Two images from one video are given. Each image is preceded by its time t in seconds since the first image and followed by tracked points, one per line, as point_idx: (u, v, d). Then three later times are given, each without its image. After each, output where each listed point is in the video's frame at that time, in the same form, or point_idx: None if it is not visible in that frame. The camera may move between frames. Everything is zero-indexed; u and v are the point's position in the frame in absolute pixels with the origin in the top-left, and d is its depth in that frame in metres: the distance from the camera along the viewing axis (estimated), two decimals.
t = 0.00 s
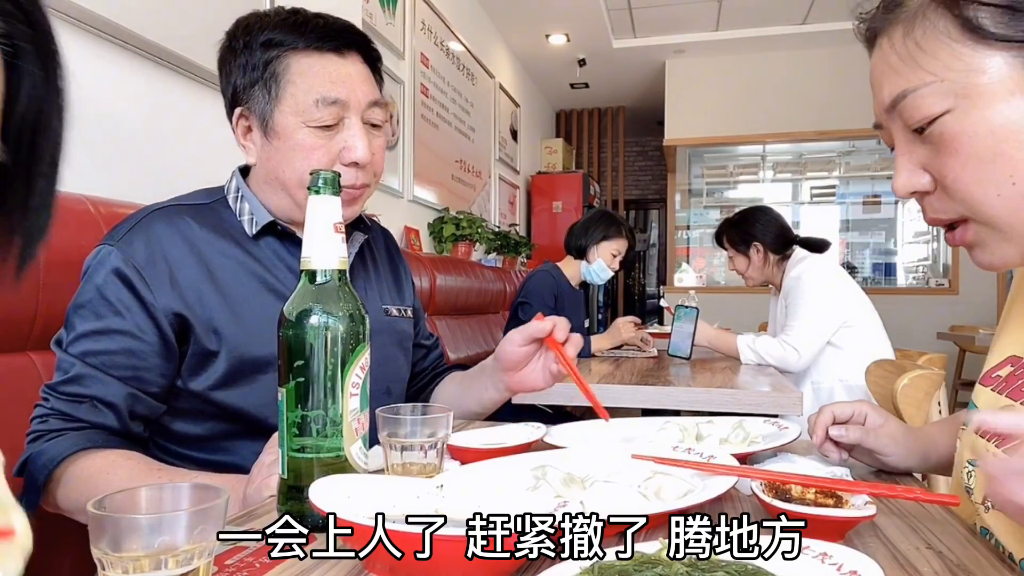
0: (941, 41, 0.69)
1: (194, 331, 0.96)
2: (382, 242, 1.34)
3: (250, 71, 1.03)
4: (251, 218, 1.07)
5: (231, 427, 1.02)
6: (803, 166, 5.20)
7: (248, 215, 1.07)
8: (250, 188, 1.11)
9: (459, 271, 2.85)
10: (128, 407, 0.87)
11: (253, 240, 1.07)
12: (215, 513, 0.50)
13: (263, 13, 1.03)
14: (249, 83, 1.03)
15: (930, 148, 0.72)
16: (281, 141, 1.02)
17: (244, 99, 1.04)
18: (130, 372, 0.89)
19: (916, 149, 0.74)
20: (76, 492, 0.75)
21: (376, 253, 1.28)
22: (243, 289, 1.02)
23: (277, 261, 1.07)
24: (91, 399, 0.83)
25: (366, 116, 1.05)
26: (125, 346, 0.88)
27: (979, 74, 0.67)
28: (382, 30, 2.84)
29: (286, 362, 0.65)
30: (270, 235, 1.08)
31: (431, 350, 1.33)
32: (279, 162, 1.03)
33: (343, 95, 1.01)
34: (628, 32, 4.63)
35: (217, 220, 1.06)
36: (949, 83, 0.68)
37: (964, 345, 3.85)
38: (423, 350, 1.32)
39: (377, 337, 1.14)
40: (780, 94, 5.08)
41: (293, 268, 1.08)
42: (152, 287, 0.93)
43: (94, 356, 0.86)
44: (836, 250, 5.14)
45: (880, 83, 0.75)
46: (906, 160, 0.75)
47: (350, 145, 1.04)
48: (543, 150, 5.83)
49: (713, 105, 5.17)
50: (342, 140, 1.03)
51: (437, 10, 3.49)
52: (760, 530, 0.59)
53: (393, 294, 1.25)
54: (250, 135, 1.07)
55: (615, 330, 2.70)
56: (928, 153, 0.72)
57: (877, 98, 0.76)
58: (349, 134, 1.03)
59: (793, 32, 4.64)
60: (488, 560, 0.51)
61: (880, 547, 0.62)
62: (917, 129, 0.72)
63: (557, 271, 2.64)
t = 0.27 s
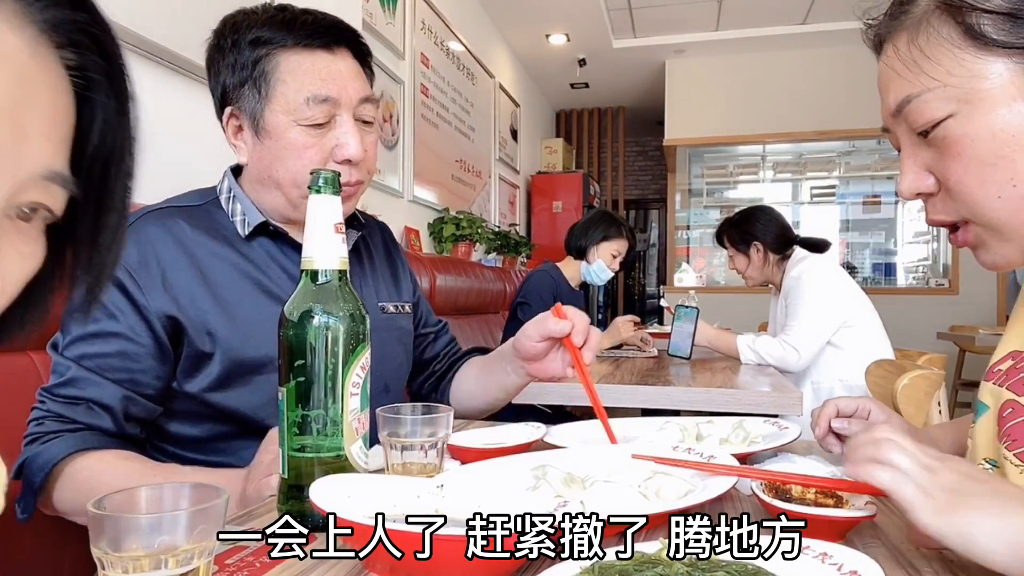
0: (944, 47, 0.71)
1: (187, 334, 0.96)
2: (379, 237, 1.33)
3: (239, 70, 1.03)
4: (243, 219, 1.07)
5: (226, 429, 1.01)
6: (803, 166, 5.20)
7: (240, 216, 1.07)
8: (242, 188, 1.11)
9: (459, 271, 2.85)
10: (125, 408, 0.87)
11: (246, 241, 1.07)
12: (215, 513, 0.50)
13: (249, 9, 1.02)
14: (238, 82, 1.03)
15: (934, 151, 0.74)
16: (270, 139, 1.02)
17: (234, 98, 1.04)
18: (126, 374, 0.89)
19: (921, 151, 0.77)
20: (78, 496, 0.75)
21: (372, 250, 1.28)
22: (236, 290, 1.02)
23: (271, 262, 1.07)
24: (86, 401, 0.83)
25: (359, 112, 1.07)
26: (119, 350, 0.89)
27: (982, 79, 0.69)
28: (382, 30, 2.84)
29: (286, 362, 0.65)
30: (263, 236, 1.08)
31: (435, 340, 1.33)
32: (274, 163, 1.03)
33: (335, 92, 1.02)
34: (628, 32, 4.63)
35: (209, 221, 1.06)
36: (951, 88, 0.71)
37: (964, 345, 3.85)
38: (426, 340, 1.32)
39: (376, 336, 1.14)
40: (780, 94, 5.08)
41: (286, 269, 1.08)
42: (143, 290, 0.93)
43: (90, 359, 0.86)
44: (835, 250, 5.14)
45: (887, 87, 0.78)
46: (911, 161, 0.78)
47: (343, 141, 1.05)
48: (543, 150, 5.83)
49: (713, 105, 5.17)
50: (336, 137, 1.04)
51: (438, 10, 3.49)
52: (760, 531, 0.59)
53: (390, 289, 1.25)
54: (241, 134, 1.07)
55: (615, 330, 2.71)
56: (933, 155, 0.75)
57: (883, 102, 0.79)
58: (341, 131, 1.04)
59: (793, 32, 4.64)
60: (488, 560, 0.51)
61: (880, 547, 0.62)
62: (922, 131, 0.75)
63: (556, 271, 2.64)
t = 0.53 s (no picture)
0: (948, 38, 0.72)
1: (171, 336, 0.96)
2: (384, 238, 1.33)
3: (234, 70, 1.03)
4: (244, 218, 1.06)
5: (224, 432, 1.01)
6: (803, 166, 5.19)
7: (241, 215, 1.07)
8: (245, 188, 1.11)
9: (459, 271, 2.86)
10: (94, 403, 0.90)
11: (246, 241, 1.06)
12: (215, 513, 0.50)
13: (247, 9, 1.03)
14: (234, 82, 1.03)
15: (936, 142, 0.74)
16: (263, 138, 1.01)
17: (232, 97, 1.04)
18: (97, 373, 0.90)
19: (922, 144, 0.77)
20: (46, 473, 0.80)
21: (376, 250, 1.28)
22: (231, 293, 1.01)
23: (269, 263, 1.06)
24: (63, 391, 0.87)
25: (353, 110, 1.04)
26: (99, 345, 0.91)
27: (984, 69, 0.70)
28: (382, 30, 2.84)
29: (287, 361, 0.65)
30: (263, 236, 1.07)
31: (446, 338, 1.32)
32: (267, 162, 1.02)
33: (326, 88, 1.00)
34: (628, 32, 4.63)
35: (210, 222, 1.07)
36: (956, 77, 0.71)
37: (964, 345, 3.85)
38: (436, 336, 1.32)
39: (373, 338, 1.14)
40: (780, 93, 5.08)
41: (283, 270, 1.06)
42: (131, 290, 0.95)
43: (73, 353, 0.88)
44: (836, 250, 5.14)
45: (889, 81, 0.78)
46: (913, 155, 0.78)
47: (335, 141, 1.03)
48: (544, 150, 5.83)
49: (713, 105, 5.17)
50: (328, 135, 1.02)
51: (438, 10, 3.49)
52: (760, 531, 0.59)
53: (395, 289, 1.25)
54: (239, 133, 1.07)
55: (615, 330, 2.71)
56: (934, 146, 0.75)
57: (884, 96, 0.79)
58: (334, 129, 1.02)
59: (793, 32, 4.64)
60: (488, 560, 0.51)
61: (880, 547, 0.62)
62: (924, 122, 0.75)
63: (556, 272, 2.64)
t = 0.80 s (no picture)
0: (946, 29, 0.73)
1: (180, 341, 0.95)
2: (388, 237, 1.32)
3: (225, 70, 1.03)
4: (248, 221, 1.07)
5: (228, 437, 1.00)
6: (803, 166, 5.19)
7: (244, 218, 1.07)
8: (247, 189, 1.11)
9: (459, 271, 2.86)
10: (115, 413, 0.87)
11: (249, 244, 1.06)
12: (215, 514, 0.50)
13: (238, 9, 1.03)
14: (225, 83, 1.04)
15: (931, 135, 0.76)
16: (254, 139, 1.01)
17: (225, 99, 1.04)
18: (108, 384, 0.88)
19: (917, 138, 0.78)
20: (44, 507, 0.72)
21: (381, 250, 1.27)
22: (237, 296, 1.01)
23: (273, 266, 1.06)
24: (72, 405, 0.82)
25: (343, 106, 1.03)
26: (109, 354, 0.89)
27: (981, 60, 0.71)
28: (382, 29, 2.84)
29: (287, 361, 0.65)
30: (267, 239, 1.07)
31: (449, 341, 1.32)
32: (260, 162, 1.02)
33: (314, 86, 0.99)
34: (628, 32, 4.63)
35: (214, 224, 1.06)
36: (953, 69, 0.72)
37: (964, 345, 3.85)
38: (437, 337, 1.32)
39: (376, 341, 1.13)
40: (780, 94, 5.08)
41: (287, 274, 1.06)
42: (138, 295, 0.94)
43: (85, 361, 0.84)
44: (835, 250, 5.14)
45: (885, 74, 0.79)
46: (907, 149, 0.79)
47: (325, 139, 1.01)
48: (543, 150, 5.82)
49: (713, 105, 5.17)
50: (318, 134, 1.01)
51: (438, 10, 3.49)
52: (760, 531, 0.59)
53: (400, 290, 1.24)
54: (235, 136, 1.07)
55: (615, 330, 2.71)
56: (930, 139, 0.76)
57: (878, 90, 0.80)
58: (324, 127, 1.01)
59: (793, 32, 4.64)
60: (488, 560, 0.51)
61: (880, 547, 0.62)
62: (919, 116, 0.76)
63: (556, 273, 2.64)
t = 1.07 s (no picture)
0: (913, 35, 0.72)
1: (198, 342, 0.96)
2: (393, 237, 1.31)
3: (237, 67, 1.02)
4: (255, 224, 1.06)
5: (226, 442, 1.00)
6: (803, 166, 5.19)
7: (251, 220, 1.07)
8: (254, 190, 1.10)
9: (460, 270, 2.87)
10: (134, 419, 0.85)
11: (256, 248, 1.06)
12: (215, 514, 0.50)
13: (254, 5, 1.02)
14: (236, 81, 1.03)
15: (901, 139, 0.75)
16: (266, 142, 1.00)
17: (235, 97, 1.03)
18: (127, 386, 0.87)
19: (886, 143, 0.78)
20: (51, 536, 0.64)
21: (386, 252, 1.26)
22: (246, 300, 1.02)
23: (280, 272, 1.06)
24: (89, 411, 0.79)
25: (360, 112, 1.01)
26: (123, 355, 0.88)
27: (948, 67, 0.70)
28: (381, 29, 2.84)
29: (286, 360, 0.65)
30: (274, 243, 1.07)
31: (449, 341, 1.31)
32: (269, 166, 1.01)
33: (329, 90, 0.98)
34: (628, 32, 4.63)
35: (221, 226, 1.06)
36: (922, 74, 0.71)
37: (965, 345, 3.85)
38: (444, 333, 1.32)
39: (382, 346, 1.13)
40: (780, 93, 5.08)
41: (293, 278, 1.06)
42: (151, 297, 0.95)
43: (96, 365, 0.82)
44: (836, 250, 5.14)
45: (856, 78, 0.78)
46: (878, 153, 0.79)
47: (340, 144, 1.00)
48: (543, 150, 5.82)
49: (713, 105, 5.17)
50: (330, 139, 1.00)
51: (438, 10, 3.49)
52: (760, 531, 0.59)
53: (405, 294, 1.23)
54: (244, 136, 1.06)
55: (615, 329, 2.71)
56: (899, 143, 0.76)
57: (850, 95, 0.79)
58: (339, 132, 1.00)
59: (793, 32, 4.63)
60: (488, 560, 0.51)
61: (880, 547, 0.62)
62: (887, 120, 0.75)
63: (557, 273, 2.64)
